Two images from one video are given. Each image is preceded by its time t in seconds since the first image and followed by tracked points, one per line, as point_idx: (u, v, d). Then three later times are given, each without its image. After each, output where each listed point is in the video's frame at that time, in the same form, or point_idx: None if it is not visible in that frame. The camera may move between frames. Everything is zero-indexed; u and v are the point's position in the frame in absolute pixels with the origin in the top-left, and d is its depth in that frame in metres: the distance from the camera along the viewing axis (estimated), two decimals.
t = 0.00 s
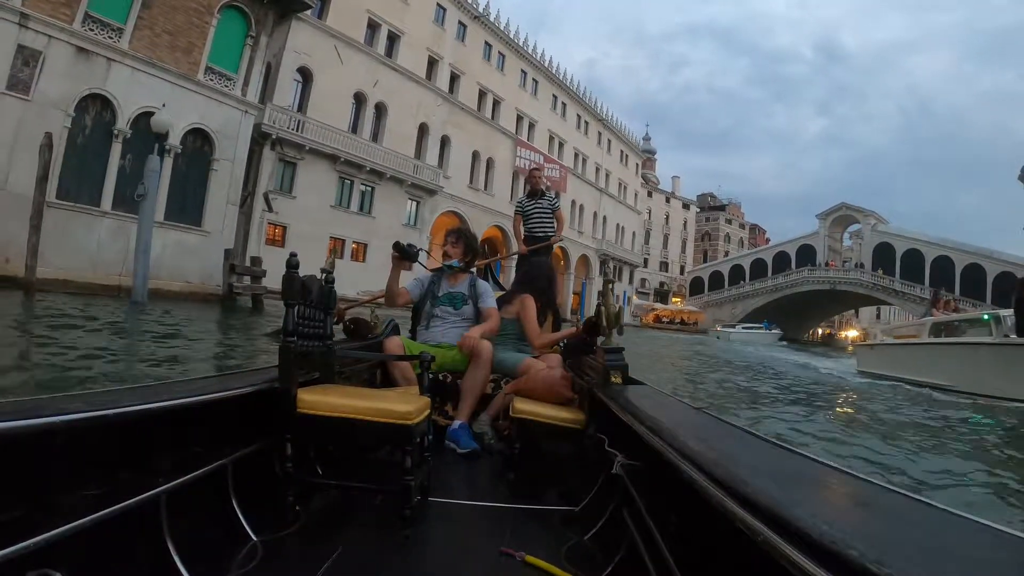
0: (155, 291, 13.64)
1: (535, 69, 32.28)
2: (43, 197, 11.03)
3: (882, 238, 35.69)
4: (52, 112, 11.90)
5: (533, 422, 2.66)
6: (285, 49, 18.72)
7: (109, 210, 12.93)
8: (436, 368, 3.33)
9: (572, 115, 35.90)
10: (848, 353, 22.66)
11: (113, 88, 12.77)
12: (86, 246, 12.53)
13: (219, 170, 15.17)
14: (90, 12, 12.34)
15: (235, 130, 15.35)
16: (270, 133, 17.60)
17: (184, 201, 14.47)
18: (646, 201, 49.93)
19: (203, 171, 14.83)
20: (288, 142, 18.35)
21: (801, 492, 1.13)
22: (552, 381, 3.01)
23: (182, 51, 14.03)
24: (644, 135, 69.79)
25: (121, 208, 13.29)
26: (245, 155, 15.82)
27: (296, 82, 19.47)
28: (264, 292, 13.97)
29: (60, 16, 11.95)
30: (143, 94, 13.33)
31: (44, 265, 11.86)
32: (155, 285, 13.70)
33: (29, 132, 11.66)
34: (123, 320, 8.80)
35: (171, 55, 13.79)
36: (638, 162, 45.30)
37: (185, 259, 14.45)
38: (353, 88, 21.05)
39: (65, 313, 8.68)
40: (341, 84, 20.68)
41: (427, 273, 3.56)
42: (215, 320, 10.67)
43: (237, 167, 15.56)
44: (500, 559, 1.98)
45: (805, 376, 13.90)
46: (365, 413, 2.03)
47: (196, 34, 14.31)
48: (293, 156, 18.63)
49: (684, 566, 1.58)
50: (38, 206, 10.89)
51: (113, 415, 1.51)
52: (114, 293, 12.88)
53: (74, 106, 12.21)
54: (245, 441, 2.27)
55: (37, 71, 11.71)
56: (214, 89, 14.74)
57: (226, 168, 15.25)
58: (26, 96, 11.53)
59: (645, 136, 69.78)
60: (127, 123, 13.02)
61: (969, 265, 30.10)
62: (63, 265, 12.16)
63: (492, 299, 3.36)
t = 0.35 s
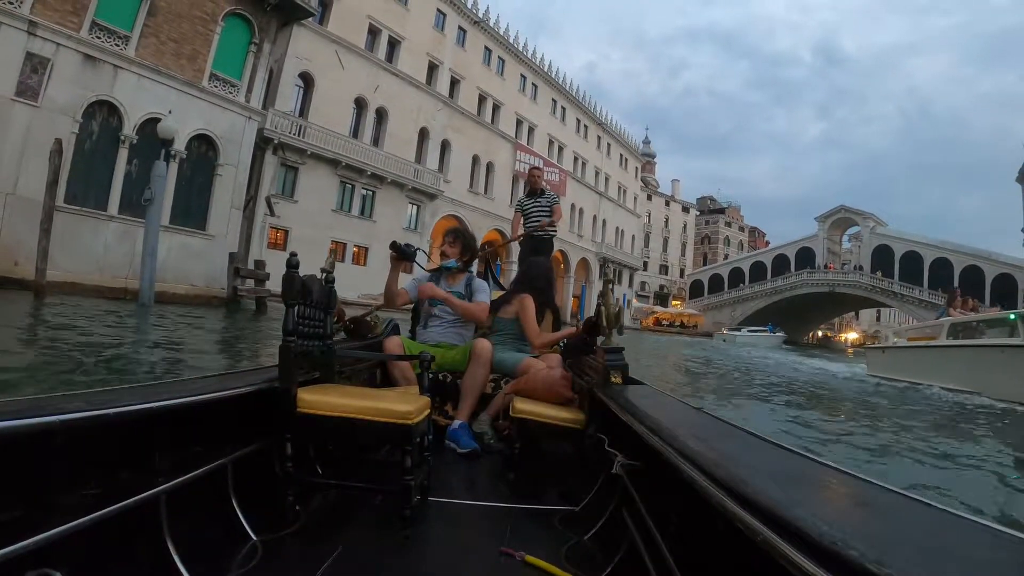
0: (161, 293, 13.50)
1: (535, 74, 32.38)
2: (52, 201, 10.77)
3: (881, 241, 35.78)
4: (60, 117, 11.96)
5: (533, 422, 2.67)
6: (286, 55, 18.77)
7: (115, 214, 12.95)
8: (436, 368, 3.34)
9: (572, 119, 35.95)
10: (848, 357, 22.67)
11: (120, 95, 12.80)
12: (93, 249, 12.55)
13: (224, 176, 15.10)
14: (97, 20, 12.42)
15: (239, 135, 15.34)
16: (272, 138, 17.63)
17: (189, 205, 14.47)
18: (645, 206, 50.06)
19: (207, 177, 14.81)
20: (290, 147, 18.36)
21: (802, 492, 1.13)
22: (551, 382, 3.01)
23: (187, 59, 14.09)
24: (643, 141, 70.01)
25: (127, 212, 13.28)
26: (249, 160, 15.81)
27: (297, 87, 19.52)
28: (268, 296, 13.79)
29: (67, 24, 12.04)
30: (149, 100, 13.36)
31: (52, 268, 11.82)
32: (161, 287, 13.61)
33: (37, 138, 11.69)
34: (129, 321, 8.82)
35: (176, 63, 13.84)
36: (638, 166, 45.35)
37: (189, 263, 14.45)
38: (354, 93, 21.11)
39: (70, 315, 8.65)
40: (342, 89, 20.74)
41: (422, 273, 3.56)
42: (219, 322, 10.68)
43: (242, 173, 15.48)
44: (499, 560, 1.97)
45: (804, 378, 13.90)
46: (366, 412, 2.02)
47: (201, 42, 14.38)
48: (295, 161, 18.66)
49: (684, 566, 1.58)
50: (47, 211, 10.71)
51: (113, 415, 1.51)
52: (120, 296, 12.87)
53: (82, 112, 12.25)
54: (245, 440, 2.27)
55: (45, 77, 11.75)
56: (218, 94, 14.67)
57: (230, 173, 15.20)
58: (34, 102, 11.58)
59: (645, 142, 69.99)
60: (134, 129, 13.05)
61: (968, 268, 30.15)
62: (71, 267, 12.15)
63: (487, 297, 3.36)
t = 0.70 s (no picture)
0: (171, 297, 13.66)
1: (536, 78, 32.43)
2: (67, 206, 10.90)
3: (882, 243, 35.79)
4: (70, 126, 11.98)
5: (535, 422, 2.66)
6: (290, 62, 18.81)
7: (125, 219, 12.98)
8: (438, 368, 3.34)
9: (573, 123, 35.97)
10: (851, 360, 22.60)
11: (129, 102, 12.84)
12: (102, 255, 12.57)
13: (229, 183, 15.21)
14: (106, 29, 12.44)
15: (244, 142, 15.40)
16: (276, 143, 17.64)
17: (196, 210, 14.48)
18: (647, 209, 50.04)
19: (214, 183, 14.85)
20: (295, 153, 18.39)
21: (803, 493, 1.13)
22: (554, 382, 3.03)
23: (195, 67, 14.12)
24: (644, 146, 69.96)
25: (136, 218, 13.30)
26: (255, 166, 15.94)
27: (301, 93, 19.55)
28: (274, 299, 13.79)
29: (76, 33, 12.06)
30: (158, 108, 13.40)
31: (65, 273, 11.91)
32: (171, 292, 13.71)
33: (49, 146, 11.72)
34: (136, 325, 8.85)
35: (183, 71, 13.89)
36: (639, 169, 45.36)
37: (198, 267, 14.46)
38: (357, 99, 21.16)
39: (81, 318, 8.69)
40: (346, 94, 20.79)
41: (422, 272, 3.55)
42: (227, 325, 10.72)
43: (247, 179, 15.59)
44: (501, 559, 1.97)
45: (805, 381, 13.90)
46: (368, 413, 2.02)
47: (208, 49, 14.39)
48: (299, 166, 18.70)
49: (685, 566, 1.58)
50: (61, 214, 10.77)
51: (115, 414, 1.51)
52: (129, 299, 12.92)
53: (91, 120, 12.29)
54: (247, 440, 2.27)
55: (56, 86, 11.79)
56: (224, 102, 14.80)
57: (236, 180, 15.28)
58: (45, 109, 11.64)
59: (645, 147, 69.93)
60: (142, 136, 13.10)
61: (968, 270, 30.16)
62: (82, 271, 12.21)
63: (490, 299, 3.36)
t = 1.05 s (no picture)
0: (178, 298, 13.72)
1: (537, 79, 32.39)
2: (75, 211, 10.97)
3: (882, 242, 35.75)
4: (78, 131, 12.03)
5: (534, 422, 2.66)
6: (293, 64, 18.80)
7: (133, 222, 12.96)
8: (438, 368, 3.35)
9: (574, 123, 35.94)
10: (854, 359, 22.58)
11: (136, 107, 12.89)
12: (111, 257, 12.59)
13: (235, 185, 15.17)
14: (113, 35, 12.49)
15: (248, 145, 15.35)
16: (279, 145, 17.64)
17: (202, 213, 14.48)
18: (649, 208, 50.00)
19: (219, 187, 14.84)
20: (297, 154, 18.38)
21: (803, 492, 1.13)
22: (554, 381, 3.03)
23: (200, 72, 14.12)
24: (646, 145, 69.83)
25: (144, 220, 13.32)
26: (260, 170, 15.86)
27: (304, 96, 19.57)
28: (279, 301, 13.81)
29: (84, 40, 12.13)
30: (164, 113, 13.43)
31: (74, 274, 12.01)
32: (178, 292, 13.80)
33: (58, 151, 11.82)
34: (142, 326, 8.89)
35: (189, 76, 13.87)
36: (639, 169, 45.35)
37: (203, 268, 14.50)
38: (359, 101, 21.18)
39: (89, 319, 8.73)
40: (348, 96, 20.81)
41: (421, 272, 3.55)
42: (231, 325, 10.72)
43: (252, 181, 15.54)
44: (500, 559, 1.97)
45: (806, 380, 13.91)
46: (367, 413, 2.02)
47: (213, 55, 14.38)
48: (302, 168, 18.69)
49: (685, 566, 1.58)
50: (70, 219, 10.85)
51: (115, 415, 1.52)
52: (138, 300, 12.96)
53: (99, 125, 12.32)
54: (247, 440, 2.27)
55: (64, 91, 11.86)
56: (229, 106, 14.77)
57: (242, 182, 15.25)
58: (53, 114, 11.70)
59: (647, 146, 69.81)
60: (149, 140, 13.11)
61: (969, 269, 30.12)
62: (92, 273, 12.30)
63: (490, 299, 3.36)
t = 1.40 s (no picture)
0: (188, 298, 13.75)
1: (540, 78, 32.31)
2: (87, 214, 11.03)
3: (884, 240, 35.72)
4: (90, 134, 12.05)
5: (533, 422, 2.67)
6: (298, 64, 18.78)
7: (143, 223, 12.98)
8: (438, 368, 3.36)
9: (576, 122, 35.86)
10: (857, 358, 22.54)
11: (146, 111, 12.88)
12: (122, 258, 12.61)
13: (242, 186, 15.17)
14: (123, 41, 12.52)
15: (256, 148, 15.37)
16: (284, 145, 17.61)
17: (210, 213, 14.51)
18: (651, 206, 49.81)
19: (227, 189, 14.87)
20: (302, 154, 18.40)
21: (805, 493, 1.12)
22: (553, 381, 3.02)
23: (208, 76, 14.15)
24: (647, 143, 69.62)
25: (155, 222, 13.36)
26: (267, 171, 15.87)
27: (308, 96, 19.58)
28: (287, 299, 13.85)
29: (95, 45, 12.11)
30: (174, 115, 13.45)
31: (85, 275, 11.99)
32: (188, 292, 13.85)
33: (71, 155, 11.84)
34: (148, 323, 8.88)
35: (197, 79, 13.89)
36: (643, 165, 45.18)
37: (212, 267, 14.50)
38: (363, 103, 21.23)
39: (99, 318, 8.72)
40: (352, 96, 20.83)
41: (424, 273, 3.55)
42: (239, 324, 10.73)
43: (259, 182, 15.54)
44: (501, 560, 1.97)
45: (804, 378, 13.93)
46: (367, 413, 2.02)
47: (220, 59, 14.42)
48: (303, 168, 18.65)
49: (685, 565, 1.58)
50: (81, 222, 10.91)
51: (116, 415, 1.52)
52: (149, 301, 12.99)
53: (110, 128, 12.35)
54: (247, 440, 2.27)
55: (76, 96, 11.87)
56: (236, 109, 14.73)
57: (248, 183, 15.26)
58: (66, 118, 11.72)
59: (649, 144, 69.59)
60: (160, 142, 13.13)
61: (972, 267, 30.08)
62: (102, 274, 12.29)
63: (491, 302, 3.38)
